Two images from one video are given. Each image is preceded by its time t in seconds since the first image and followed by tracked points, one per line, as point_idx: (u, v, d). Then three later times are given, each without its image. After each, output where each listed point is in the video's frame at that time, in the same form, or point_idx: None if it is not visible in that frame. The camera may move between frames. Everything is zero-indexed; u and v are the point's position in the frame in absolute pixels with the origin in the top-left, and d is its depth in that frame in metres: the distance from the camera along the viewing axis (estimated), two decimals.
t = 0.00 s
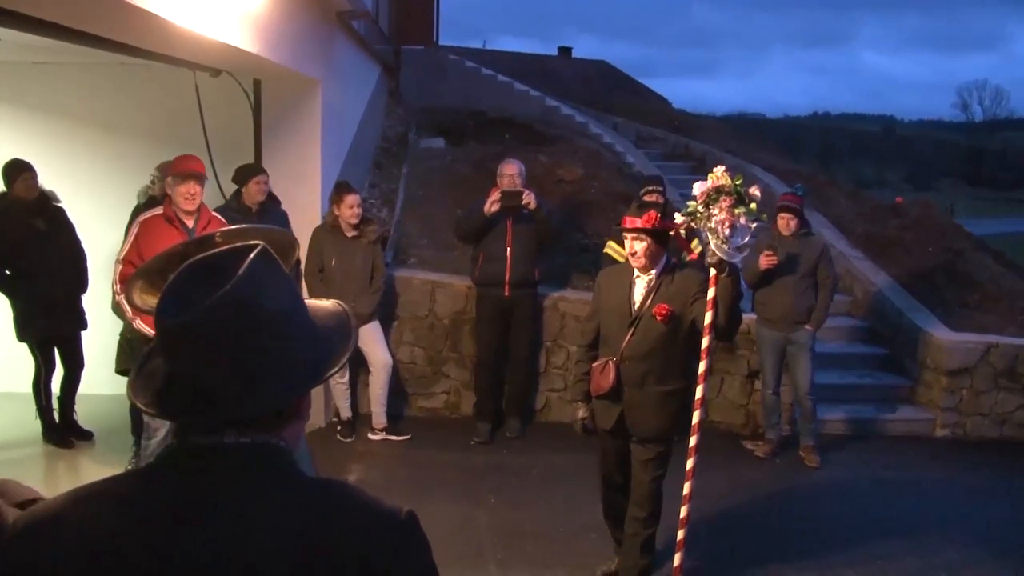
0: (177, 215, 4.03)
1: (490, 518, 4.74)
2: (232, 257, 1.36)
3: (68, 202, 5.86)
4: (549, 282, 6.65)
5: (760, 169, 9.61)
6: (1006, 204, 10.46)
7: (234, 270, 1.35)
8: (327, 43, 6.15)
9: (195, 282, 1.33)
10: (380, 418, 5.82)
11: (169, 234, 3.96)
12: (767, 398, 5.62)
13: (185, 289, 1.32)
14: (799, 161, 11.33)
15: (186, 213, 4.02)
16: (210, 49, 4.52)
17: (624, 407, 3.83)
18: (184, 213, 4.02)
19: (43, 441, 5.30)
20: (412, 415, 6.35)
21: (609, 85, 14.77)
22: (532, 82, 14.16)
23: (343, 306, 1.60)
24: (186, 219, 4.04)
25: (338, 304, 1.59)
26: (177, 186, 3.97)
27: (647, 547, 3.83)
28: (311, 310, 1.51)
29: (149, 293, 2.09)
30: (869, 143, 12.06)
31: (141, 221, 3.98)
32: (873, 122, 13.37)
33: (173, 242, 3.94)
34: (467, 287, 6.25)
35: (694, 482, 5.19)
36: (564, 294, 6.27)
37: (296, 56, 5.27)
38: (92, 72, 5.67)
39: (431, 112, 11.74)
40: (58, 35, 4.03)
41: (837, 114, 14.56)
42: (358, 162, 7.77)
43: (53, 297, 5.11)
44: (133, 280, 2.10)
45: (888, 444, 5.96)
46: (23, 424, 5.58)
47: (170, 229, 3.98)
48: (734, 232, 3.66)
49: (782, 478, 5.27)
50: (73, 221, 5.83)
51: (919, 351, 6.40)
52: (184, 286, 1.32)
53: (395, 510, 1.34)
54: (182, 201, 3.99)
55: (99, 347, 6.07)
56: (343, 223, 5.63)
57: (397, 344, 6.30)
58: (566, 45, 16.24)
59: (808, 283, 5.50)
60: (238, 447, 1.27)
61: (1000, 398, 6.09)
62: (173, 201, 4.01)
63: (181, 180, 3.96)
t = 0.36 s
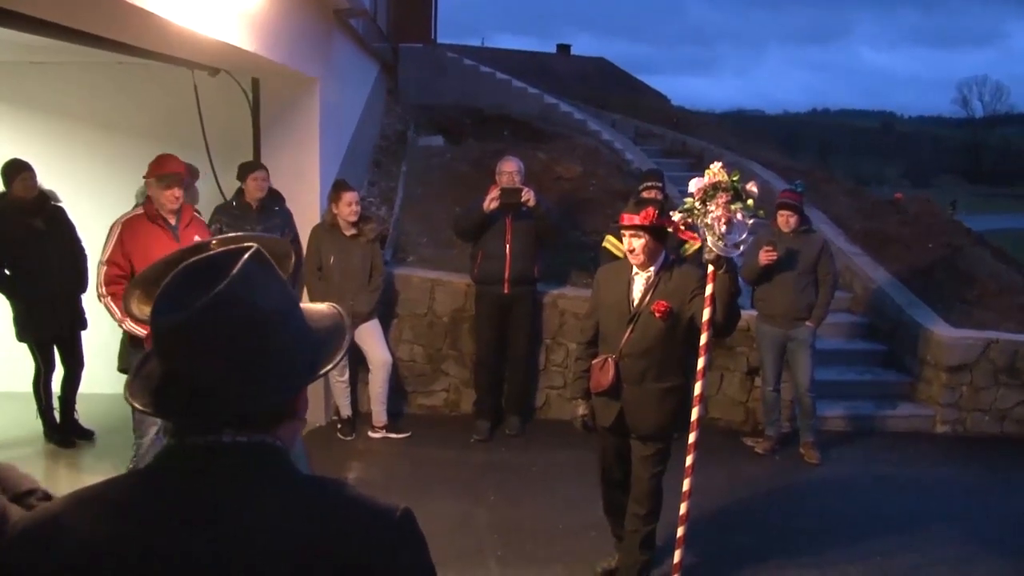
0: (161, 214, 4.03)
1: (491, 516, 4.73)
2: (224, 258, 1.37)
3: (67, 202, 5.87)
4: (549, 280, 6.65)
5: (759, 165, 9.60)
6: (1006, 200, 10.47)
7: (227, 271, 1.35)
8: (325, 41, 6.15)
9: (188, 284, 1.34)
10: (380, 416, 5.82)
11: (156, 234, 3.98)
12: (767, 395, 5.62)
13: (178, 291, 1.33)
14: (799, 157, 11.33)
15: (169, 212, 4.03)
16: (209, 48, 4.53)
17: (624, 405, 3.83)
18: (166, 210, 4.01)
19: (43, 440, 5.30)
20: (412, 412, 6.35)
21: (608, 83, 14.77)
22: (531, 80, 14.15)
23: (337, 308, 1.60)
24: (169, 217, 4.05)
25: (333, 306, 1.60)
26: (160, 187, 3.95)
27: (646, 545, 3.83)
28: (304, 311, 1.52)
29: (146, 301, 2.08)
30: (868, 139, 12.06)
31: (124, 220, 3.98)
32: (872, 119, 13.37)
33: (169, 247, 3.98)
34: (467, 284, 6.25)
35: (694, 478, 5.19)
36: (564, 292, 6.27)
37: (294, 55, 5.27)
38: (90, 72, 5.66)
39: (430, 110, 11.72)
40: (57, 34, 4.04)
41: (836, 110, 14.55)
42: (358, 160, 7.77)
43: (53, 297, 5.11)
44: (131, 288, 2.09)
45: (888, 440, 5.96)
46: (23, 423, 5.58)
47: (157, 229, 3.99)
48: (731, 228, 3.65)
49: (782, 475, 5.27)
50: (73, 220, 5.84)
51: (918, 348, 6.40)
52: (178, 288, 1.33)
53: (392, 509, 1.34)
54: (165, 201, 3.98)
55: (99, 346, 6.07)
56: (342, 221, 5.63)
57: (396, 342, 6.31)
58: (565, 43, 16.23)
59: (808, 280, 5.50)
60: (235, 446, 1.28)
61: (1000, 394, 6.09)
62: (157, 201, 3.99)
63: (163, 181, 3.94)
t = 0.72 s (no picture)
0: (144, 216, 4.04)
1: (491, 512, 4.74)
2: (223, 256, 1.36)
3: (69, 197, 5.86)
4: (550, 277, 6.64)
5: (760, 162, 9.60)
6: (1007, 197, 10.46)
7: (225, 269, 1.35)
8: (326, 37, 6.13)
9: (187, 279, 1.33)
10: (381, 412, 5.83)
11: (140, 237, 3.99)
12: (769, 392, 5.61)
13: (176, 287, 1.32)
14: (800, 154, 11.32)
15: (151, 213, 4.04)
16: (211, 44, 4.53)
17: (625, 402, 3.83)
18: (148, 211, 4.03)
19: (44, 437, 5.30)
20: (413, 409, 6.36)
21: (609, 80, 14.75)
22: (532, 76, 14.13)
23: (337, 304, 1.60)
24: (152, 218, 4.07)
25: (332, 302, 1.60)
26: (144, 190, 3.96)
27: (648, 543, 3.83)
28: (303, 308, 1.51)
29: (144, 292, 2.09)
30: (869, 136, 12.05)
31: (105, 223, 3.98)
32: (873, 116, 13.34)
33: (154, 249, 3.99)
34: (468, 281, 6.25)
35: (694, 475, 5.19)
36: (565, 288, 6.27)
37: (295, 51, 5.26)
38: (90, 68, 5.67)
39: (430, 107, 11.70)
40: (58, 30, 4.03)
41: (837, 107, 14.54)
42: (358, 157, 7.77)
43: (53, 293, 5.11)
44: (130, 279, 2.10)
45: (889, 437, 5.96)
46: (24, 420, 5.58)
47: (142, 231, 4.01)
48: (732, 225, 3.67)
49: (783, 472, 5.27)
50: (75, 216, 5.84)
51: (920, 344, 6.40)
52: (177, 284, 1.32)
53: (391, 512, 1.34)
54: (148, 203, 4.00)
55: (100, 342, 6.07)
56: (343, 217, 5.64)
57: (397, 339, 6.31)
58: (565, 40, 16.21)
59: (812, 277, 5.48)
60: (232, 447, 1.28)
61: (1001, 391, 6.08)
62: (142, 204, 4.00)
63: (146, 184, 3.96)
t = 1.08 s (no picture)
0: (136, 213, 4.07)
1: (491, 508, 4.74)
2: (216, 245, 1.33)
3: (69, 193, 5.84)
4: (550, 274, 6.63)
5: (761, 159, 9.59)
6: (1008, 195, 10.45)
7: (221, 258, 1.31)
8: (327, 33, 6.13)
9: (181, 270, 1.30)
10: (381, 409, 5.84)
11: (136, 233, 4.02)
12: (770, 389, 5.61)
13: (168, 280, 1.30)
14: (802, 152, 11.30)
15: (143, 209, 4.09)
16: (212, 40, 4.52)
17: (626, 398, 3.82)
18: (140, 208, 4.08)
19: (44, 433, 5.30)
20: (414, 406, 6.35)
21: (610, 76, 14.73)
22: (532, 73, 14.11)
23: (334, 290, 1.59)
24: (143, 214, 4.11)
25: (330, 288, 1.59)
26: (136, 187, 4.02)
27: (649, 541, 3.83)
28: (299, 297, 1.49)
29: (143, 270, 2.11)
30: (870, 133, 12.04)
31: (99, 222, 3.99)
32: (874, 113, 13.33)
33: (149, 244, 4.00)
34: (469, 278, 6.25)
35: (695, 472, 5.19)
36: (566, 285, 6.26)
37: (296, 47, 5.25)
38: (90, 64, 5.66)
39: (431, 104, 11.68)
40: (59, 26, 4.03)
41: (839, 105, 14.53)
42: (359, 153, 7.76)
43: (54, 289, 5.11)
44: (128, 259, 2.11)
45: (890, 434, 5.96)
46: (25, 416, 5.58)
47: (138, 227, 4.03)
48: (734, 222, 3.64)
49: (784, 469, 5.27)
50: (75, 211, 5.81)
51: (920, 341, 6.40)
52: (166, 278, 1.29)
53: (390, 512, 1.32)
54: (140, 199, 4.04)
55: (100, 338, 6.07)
56: (343, 213, 5.63)
57: (398, 335, 6.30)
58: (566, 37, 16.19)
59: (818, 274, 5.48)
60: (227, 448, 1.26)
61: (1002, 388, 6.08)
62: (133, 201, 4.05)
63: (138, 180, 4.01)
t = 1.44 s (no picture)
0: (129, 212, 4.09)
1: (485, 506, 4.75)
2: (211, 244, 1.29)
3: (62, 192, 5.80)
4: (545, 271, 6.64)
5: (755, 156, 9.60)
6: (1001, 191, 10.47)
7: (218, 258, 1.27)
8: (320, 31, 6.13)
9: (181, 271, 1.27)
10: (375, 407, 5.84)
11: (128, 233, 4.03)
12: (767, 386, 5.61)
13: (165, 279, 1.26)
14: (795, 149, 11.32)
15: (136, 208, 4.10)
16: (204, 38, 4.51)
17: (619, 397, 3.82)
18: (132, 207, 4.09)
19: (38, 433, 5.29)
20: (408, 403, 6.35)
21: (604, 73, 14.75)
22: (526, 70, 14.12)
23: (330, 293, 1.53)
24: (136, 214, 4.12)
25: (325, 290, 1.53)
26: (129, 186, 4.03)
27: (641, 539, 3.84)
28: (295, 296, 1.43)
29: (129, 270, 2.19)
30: (863, 130, 12.06)
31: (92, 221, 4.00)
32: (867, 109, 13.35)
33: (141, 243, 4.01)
34: (463, 275, 6.25)
35: (689, 469, 5.19)
36: (559, 282, 6.26)
37: (289, 45, 5.25)
38: (83, 61, 5.65)
39: (425, 101, 11.68)
40: (51, 24, 4.02)
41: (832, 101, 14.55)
42: (353, 151, 7.76)
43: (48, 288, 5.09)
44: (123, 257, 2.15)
45: (883, 430, 5.97)
46: (18, 415, 5.57)
47: (131, 227, 4.04)
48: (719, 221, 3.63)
49: (777, 466, 5.29)
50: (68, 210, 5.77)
51: (914, 337, 6.41)
52: (160, 282, 1.26)
53: (384, 526, 1.30)
54: (133, 198, 4.06)
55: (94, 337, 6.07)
56: (336, 212, 5.62)
57: (392, 333, 6.30)
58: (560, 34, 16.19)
59: (817, 271, 5.46)
60: (219, 459, 1.23)
61: (994, 384, 6.10)
62: (125, 199, 4.06)
63: (131, 178, 4.03)
